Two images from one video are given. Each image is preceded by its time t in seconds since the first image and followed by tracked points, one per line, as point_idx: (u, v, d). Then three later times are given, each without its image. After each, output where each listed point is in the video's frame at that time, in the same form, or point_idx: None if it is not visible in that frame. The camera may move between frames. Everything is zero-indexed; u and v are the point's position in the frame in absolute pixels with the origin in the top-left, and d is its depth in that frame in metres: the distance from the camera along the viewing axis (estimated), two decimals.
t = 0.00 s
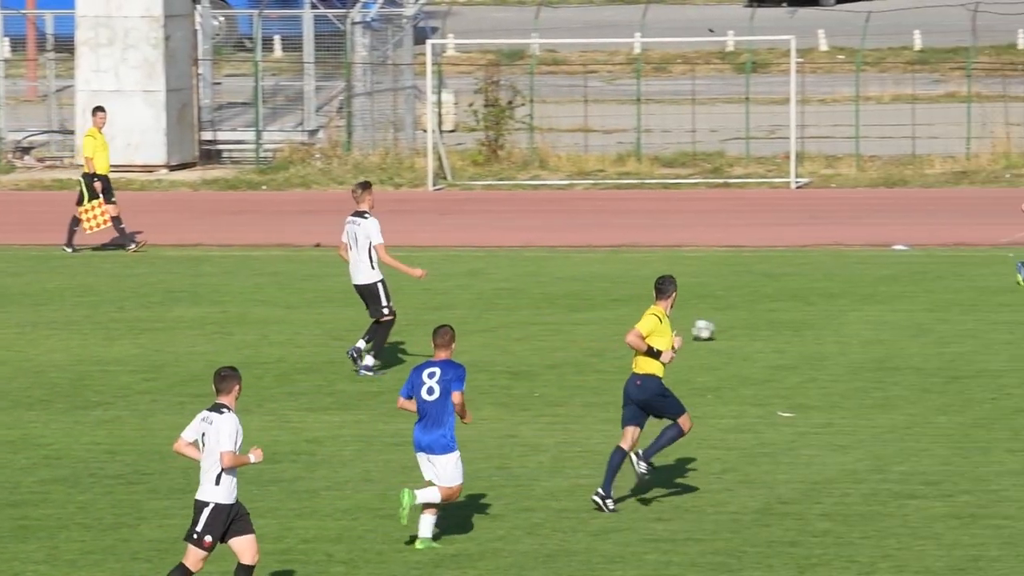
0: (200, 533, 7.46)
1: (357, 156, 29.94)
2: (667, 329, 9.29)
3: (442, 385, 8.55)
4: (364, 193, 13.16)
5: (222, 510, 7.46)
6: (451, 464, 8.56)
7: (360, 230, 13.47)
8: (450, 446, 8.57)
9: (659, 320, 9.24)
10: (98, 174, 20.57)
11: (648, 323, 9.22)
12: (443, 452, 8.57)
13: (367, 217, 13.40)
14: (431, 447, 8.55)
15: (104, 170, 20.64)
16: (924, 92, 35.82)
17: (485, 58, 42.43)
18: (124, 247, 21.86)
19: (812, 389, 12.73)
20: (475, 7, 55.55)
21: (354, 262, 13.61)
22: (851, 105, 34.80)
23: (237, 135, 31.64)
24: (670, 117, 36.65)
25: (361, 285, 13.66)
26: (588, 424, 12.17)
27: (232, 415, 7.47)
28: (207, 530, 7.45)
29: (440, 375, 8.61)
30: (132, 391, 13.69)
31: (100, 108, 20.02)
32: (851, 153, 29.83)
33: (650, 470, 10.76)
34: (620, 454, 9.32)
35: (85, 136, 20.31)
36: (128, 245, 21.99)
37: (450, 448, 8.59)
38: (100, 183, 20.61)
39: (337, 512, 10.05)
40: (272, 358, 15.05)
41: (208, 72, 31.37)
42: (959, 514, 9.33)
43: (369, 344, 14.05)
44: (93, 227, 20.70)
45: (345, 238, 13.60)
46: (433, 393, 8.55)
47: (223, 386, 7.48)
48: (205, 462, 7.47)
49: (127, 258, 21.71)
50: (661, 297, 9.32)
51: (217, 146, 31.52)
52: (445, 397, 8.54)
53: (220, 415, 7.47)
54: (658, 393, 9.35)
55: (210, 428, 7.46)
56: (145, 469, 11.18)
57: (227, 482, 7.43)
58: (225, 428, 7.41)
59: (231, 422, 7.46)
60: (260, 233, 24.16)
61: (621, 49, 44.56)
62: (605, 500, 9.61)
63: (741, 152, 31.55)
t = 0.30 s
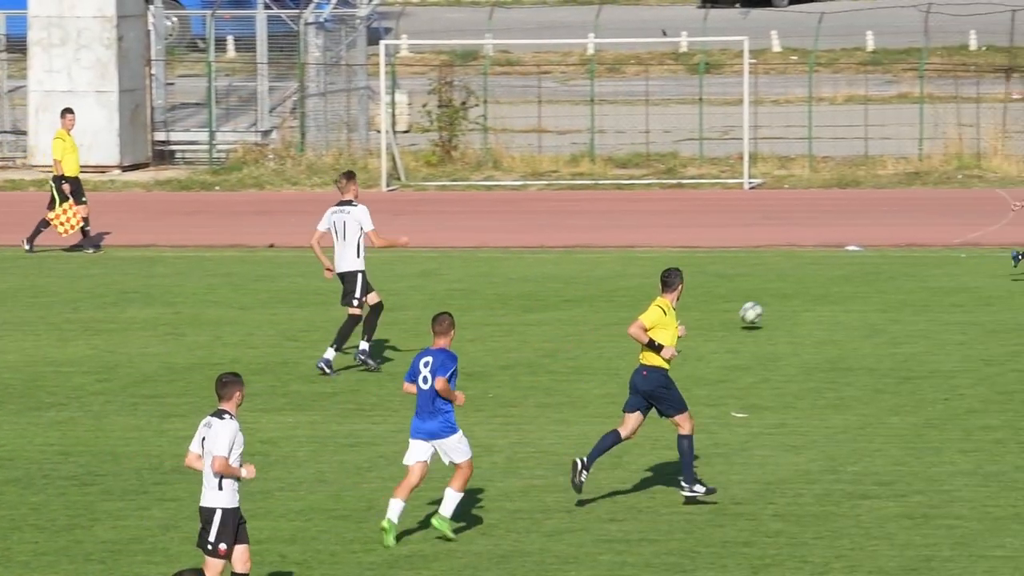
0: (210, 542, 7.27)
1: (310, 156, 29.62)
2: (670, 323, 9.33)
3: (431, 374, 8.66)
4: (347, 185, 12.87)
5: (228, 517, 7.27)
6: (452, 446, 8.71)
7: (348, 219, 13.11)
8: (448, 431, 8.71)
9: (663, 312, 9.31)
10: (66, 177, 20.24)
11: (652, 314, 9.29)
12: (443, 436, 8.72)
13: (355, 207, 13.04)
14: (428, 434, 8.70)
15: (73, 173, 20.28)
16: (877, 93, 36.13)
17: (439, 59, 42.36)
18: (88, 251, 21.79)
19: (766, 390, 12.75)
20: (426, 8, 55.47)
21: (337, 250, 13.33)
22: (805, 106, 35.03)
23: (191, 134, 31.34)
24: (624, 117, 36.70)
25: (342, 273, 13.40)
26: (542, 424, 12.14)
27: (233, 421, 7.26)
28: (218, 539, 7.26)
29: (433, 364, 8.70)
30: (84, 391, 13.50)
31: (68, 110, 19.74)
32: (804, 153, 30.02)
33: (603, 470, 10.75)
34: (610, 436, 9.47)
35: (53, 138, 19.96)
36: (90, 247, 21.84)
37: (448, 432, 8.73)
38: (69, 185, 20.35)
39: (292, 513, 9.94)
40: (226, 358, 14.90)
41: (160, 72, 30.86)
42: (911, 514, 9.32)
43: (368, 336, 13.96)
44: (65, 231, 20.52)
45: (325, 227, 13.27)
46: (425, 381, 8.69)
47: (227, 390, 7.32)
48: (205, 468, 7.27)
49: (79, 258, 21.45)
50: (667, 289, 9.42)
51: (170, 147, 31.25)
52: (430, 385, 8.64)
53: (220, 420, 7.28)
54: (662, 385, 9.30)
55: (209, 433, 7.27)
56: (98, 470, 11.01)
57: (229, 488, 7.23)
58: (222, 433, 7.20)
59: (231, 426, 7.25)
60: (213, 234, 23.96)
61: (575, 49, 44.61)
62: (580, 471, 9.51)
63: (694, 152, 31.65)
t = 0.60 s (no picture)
0: (230, 551, 7.31)
1: (260, 158, 29.39)
2: (680, 334, 9.25)
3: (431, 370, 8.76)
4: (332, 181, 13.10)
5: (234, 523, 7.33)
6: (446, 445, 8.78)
7: (332, 216, 13.28)
8: (442, 428, 8.80)
9: (673, 324, 9.21)
10: (30, 176, 20.00)
11: (664, 327, 9.19)
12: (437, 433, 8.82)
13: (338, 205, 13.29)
14: (424, 429, 8.82)
15: (37, 172, 20.06)
16: (826, 94, 36.41)
17: (390, 59, 42.19)
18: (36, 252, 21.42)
19: (716, 390, 12.79)
20: (377, 9, 55.31)
21: (321, 247, 13.41)
22: (755, 107, 35.22)
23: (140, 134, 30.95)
24: (574, 118, 36.74)
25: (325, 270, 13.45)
26: (493, 424, 12.11)
27: (225, 426, 7.33)
28: (238, 545, 7.32)
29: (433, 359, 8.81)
30: (33, 392, 13.31)
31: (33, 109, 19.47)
32: (755, 154, 30.20)
33: (554, 470, 10.72)
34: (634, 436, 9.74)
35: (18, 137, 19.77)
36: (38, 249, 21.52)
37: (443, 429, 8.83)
38: (31, 184, 20.05)
39: (242, 514, 9.83)
40: (176, 359, 14.76)
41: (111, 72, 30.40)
42: (860, 514, 9.33)
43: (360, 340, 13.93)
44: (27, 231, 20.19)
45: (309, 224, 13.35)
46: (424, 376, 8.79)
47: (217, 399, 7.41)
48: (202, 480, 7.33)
49: (27, 258, 21.16)
50: (672, 300, 9.29)
51: (119, 147, 30.73)
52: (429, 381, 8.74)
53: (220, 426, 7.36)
54: (670, 396, 9.31)
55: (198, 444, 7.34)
56: (48, 471, 10.85)
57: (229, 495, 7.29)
58: (211, 440, 7.26)
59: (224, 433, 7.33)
60: (164, 234, 23.73)
61: (526, 51, 44.61)
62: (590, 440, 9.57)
63: (645, 153, 31.72)
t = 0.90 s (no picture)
0: (241, 529, 7.34)
1: (218, 158, 29.12)
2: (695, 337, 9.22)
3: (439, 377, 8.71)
4: (320, 193, 13.07)
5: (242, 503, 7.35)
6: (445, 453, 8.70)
7: (320, 227, 13.08)
8: (446, 434, 8.73)
9: (690, 328, 9.15)
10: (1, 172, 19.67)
11: (683, 332, 9.12)
12: (438, 439, 8.75)
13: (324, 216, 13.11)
14: (427, 435, 8.74)
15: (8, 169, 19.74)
16: (784, 95, 36.54)
17: (348, 58, 41.94)
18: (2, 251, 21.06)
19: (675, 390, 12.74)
20: (336, 9, 55.06)
21: (311, 259, 13.24)
22: (713, 107, 35.30)
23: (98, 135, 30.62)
24: (532, 118, 36.66)
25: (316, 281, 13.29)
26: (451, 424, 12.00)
27: (223, 411, 7.33)
28: (248, 523, 7.35)
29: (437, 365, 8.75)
30: None
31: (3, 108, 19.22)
32: (713, 154, 30.23)
33: (513, 470, 10.63)
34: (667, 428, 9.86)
35: None
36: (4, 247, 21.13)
37: (447, 435, 8.75)
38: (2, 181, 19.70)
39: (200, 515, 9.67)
40: (134, 359, 14.54)
41: (67, 72, 30.06)
42: (818, 514, 9.28)
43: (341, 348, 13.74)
44: None
45: (297, 237, 13.20)
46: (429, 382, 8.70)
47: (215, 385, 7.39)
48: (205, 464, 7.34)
49: None
50: (681, 301, 9.22)
51: (77, 147, 30.40)
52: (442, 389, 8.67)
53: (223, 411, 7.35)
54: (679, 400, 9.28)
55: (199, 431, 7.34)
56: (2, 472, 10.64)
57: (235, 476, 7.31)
58: (210, 425, 7.26)
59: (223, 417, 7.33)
60: (121, 234, 23.45)
61: (484, 51, 44.49)
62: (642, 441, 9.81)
63: (603, 153, 31.69)
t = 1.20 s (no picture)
0: (241, 534, 7.16)
1: (176, 158, 28.86)
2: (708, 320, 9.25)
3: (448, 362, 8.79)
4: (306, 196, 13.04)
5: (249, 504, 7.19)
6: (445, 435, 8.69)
7: (305, 227, 13.03)
8: (449, 416, 8.72)
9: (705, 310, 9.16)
10: None
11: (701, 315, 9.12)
12: (440, 421, 8.71)
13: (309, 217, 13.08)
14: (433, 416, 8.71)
15: None
16: (742, 95, 36.67)
17: (305, 58, 41.69)
18: None
19: (634, 390, 12.69)
20: (294, 9, 54.76)
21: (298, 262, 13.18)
22: (671, 107, 35.37)
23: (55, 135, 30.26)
24: (490, 118, 36.56)
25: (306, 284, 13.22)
26: (409, 425, 11.88)
27: (233, 413, 7.24)
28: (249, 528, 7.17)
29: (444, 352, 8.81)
30: None
31: None
32: (670, 154, 30.25)
33: (471, 471, 10.52)
34: (707, 426, 9.41)
35: None
36: None
37: (450, 419, 8.74)
38: None
39: (157, 515, 9.50)
40: (91, 360, 14.32)
41: (24, 72, 29.69)
42: (775, 514, 9.22)
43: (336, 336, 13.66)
44: None
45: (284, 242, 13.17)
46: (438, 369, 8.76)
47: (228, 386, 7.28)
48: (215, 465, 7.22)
49: None
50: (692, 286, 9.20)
51: (34, 147, 30.02)
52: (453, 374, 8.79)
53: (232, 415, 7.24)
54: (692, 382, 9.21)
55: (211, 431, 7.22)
56: None
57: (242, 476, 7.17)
58: (220, 426, 7.15)
59: (233, 419, 7.22)
60: (77, 233, 23.16)
61: (442, 50, 44.36)
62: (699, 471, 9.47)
63: (561, 154, 31.66)
